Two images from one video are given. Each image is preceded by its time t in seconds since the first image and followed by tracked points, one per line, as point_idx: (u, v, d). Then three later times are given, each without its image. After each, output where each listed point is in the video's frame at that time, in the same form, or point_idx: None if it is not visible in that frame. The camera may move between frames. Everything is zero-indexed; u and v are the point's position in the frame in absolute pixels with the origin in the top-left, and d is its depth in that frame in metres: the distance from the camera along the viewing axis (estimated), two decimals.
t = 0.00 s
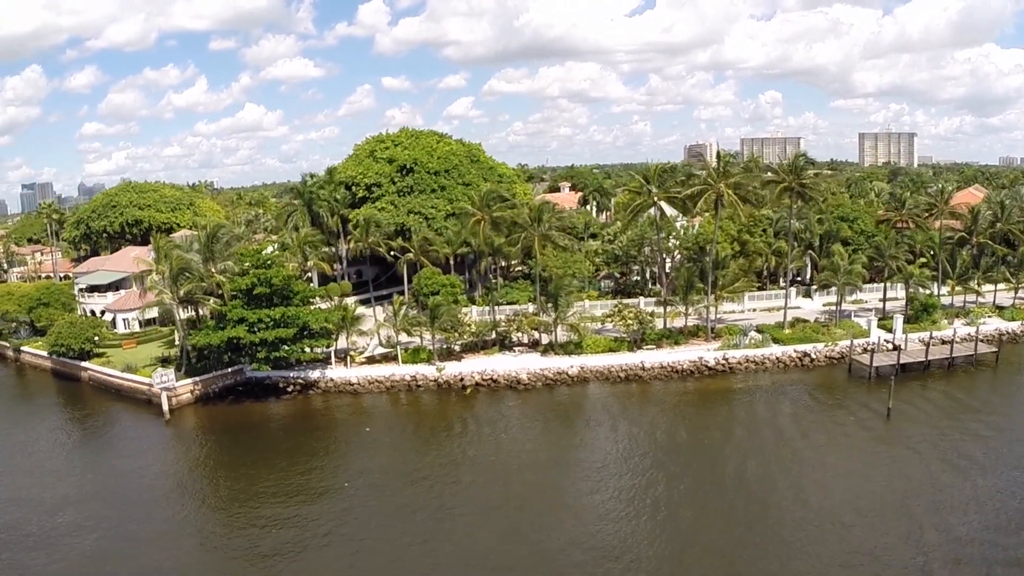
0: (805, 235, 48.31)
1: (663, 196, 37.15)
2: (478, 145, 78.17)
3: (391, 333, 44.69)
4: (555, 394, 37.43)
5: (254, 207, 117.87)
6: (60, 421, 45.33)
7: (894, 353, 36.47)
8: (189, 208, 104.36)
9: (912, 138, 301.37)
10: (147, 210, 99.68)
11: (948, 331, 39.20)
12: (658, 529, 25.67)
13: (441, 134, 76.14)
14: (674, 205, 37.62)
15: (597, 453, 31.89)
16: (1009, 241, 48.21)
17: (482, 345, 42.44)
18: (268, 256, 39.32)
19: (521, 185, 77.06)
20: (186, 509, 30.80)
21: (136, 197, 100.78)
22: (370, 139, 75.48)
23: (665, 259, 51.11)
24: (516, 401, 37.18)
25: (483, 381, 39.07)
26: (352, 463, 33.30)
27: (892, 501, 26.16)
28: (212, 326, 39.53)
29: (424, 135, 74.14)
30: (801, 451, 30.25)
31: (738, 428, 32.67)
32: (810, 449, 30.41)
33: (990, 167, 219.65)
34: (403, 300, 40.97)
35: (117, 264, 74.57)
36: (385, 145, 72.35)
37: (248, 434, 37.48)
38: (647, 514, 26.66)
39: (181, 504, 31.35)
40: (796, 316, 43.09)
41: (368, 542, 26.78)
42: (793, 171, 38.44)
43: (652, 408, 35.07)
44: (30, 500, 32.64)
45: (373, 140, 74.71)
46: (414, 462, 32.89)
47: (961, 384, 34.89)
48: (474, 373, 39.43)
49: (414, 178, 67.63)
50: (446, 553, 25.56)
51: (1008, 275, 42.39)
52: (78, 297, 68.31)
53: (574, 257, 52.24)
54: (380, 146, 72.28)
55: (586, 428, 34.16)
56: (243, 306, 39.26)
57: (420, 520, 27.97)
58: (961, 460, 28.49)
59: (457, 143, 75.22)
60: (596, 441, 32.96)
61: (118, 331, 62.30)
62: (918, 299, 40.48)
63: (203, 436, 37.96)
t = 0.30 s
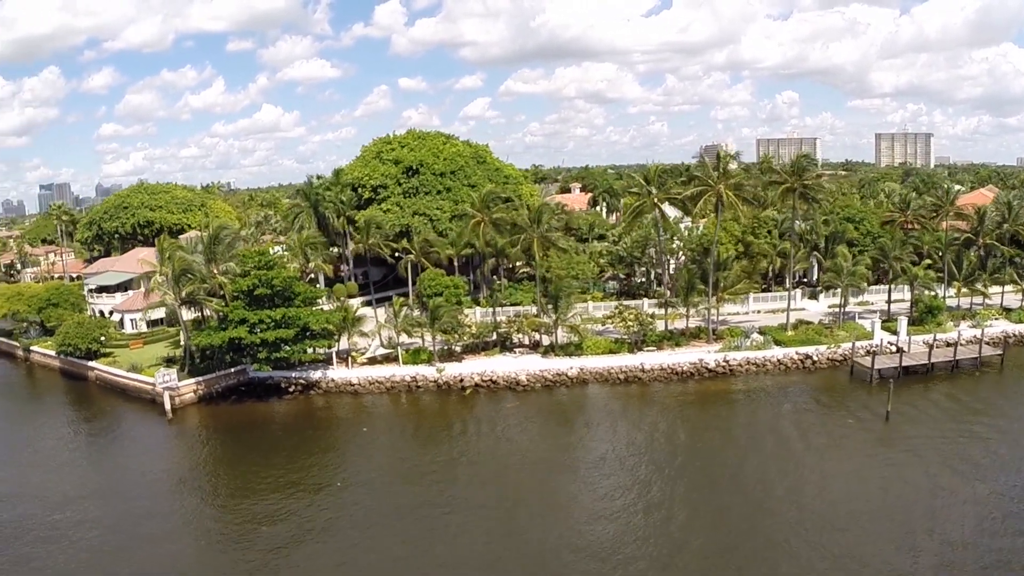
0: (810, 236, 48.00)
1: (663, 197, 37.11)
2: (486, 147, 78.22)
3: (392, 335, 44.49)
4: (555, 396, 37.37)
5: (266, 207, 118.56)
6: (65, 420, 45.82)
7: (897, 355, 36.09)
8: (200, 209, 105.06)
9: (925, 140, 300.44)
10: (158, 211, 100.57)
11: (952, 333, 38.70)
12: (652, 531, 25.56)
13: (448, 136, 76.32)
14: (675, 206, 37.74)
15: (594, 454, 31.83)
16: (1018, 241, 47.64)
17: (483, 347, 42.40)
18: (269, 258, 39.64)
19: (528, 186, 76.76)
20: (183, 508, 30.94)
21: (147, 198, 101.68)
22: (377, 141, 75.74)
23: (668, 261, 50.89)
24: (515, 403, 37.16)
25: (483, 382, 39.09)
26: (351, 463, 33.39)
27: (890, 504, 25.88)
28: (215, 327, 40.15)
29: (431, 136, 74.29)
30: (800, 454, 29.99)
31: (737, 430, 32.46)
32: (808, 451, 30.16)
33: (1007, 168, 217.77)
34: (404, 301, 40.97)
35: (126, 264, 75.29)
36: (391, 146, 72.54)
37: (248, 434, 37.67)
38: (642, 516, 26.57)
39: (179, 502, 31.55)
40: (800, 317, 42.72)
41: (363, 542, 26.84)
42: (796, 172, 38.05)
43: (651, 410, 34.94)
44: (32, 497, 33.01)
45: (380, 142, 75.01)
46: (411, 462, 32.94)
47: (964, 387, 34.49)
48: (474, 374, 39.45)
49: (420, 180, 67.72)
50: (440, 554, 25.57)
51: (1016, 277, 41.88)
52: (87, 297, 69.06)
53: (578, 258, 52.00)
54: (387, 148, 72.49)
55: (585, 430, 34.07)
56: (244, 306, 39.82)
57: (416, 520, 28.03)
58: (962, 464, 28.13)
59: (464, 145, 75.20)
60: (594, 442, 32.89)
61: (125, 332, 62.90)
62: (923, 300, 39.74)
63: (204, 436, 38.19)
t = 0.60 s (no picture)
0: (821, 241, 47.58)
1: (670, 202, 37.00)
2: (500, 149, 78.28)
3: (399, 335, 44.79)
4: (558, 399, 37.36)
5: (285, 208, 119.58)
6: (77, 415, 46.57)
7: (905, 362, 35.65)
8: (220, 208, 106.05)
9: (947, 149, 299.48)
10: (178, 210, 101.82)
11: (963, 340, 38.31)
12: (650, 536, 25.43)
13: (462, 137, 76.57)
14: (681, 210, 37.76)
15: (597, 458, 31.80)
16: None
17: (488, 349, 42.52)
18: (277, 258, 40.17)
19: (541, 188, 76.36)
20: (186, 503, 31.28)
21: (168, 197, 102.97)
22: (393, 143, 76.20)
23: (677, 265, 50.27)
24: (518, 405, 37.18)
25: (487, 384, 39.16)
26: (354, 463, 33.60)
27: (891, 513, 25.52)
28: (223, 326, 40.78)
29: (445, 138, 74.59)
30: (802, 461, 29.70)
31: (739, 436, 32.25)
32: (810, 458, 29.86)
33: None
34: (410, 302, 41.13)
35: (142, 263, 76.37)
36: (406, 148, 72.95)
37: (254, 432, 38.07)
38: (640, 521, 26.46)
39: (183, 497, 31.92)
40: (809, 323, 42.31)
41: (362, 541, 27.00)
42: (805, 176, 37.67)
43: (654, 414, 34.81)
44: (39, 490, 33.53)
45: (395, 143, 75.48)
46: (414, 463, 33.09)
47: (974, 395, 33.98)
48: (478, 376, 39.56)
49: (434, 181, 67.91)
50: (437, 555, 25.62)
51: None
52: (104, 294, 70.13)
53: (587, 261, 51.57)
54: (402, 150, 72.85)
55: (586, 433, 34.01)
56: (252, 306, 40.48)
57: (416, 521, 28.15)
58: (967, 472, 27.71)
59: (479, 147, 75.23)
60: (597, 445, 32.84)
61: (140, 329, 63.85)
62: (934, 307, 39.52)
63: (211, 433, 38.63)
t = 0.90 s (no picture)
0: (813, 244, 47.45)
1: (656, 204, 36.83)
2: (495, 150, 78.40)
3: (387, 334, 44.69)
4: (543, 399, 37.25)
5: (284, 207, 119.50)
6: (65, 411, 46.55)
7: (891, 365, 35.45)
8: (219, 207, 105.90)
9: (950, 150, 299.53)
10: (176, 208, 101.75)
11: (952, 345, 37.94)
12: (627, 538, 25.27)
13: (457, 138, 76.55)
14: (668, 213, 37.62)
15: (581, 458, 31.71)
16: None
17: (475, 349, 42.42)
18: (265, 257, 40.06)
19: (535, 189, 76.45)
20: (165, 500, 31.14)
21: (166, 195, 102.91)
22: (387, 144, 76.22)
23: (668, 267, 50.15)
24: (503, 405, 37.08)
25: (472, 384, 39.07)
26: (336, 461, 33.49)
27: (871, 517, 25.33)
28: (211, 324, 40.71)
29: (440, 139, 74.55)
30: (783, 464, 29.55)
31: (722, 438, 32.10)
32: (792, 462, 29.68)
33: None
34: (398, 302, 41.05)
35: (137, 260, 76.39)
36: (400, 148, 72.91)
37: (238, 430, 37.97)
38: (618, 523, 26.32)
39: (163, 494, 31.82)
40: (798, 325, 42.18)
41: (338, 540, 26.85)
42: (793, 179, 37.54)
43: (638, 416, 34.69)
44: (20, 486, 33.45)
45: (390, 144, 75.45)
46: (396, 462, 32.98)
47: (960, 400, 33.79)
48: (464, 376, 39.47)
49: (428, 181, 67.89)
50: (413, 555, 25.47)
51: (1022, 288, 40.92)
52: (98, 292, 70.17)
53: (579, 262, 51.59)
54: (396, 150, 72.82)
55: (570, 434, 33.88)
56: (240, 305, 40.41)
57: (393, 521, 27.96)
58: (948, 477, 27.53)
59: (474, 149, 75.16)
60: (580, 446, 32.74)
61: (133, 326, 63.86)
62: (923, 311, 39.20)
63: (195, 430, 38.54)
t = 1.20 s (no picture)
0: (813, 249, 47.22)
1: (652, 208, 36.72)
2: (498, 152, 78.45)
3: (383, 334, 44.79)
4: (535, 401, 37.23)
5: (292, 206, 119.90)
6: (64, 405, 46.89)
7: (887, 371, 35.22)
8: (226, 205, 106.35)
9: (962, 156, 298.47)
10: (184, 206, 102.14)
11: (949, 351, 37.50)
12: (616, 541, 25.16)
13: (461, 140, 76.66)
14: (663, 216, 37.54)
15: (572, 460, 31.71)
16: None
17: (470, 349, 42.48)
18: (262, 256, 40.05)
19: (538, 191, 76.29)
20: (155, 494, 31.20)
21: (174, 193, 103.48)
22: (391, 144, 76.40)
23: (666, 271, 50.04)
24: (495, 406, 37.10)
25: (465, 384, 39.10)
26: (327, 459, 33.58)
27: (858, 523, 25.17)
28: (208, 321, 40.82)
29: (443, 140, 74.66)
30: (775, 470, 29.36)
31: (714, 443, 31.97)
32: (783, 467, 29.50)
33: None
34: (394, 301, 41.17)
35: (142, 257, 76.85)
36: (403, 149, 73.04)
37: (233, 426, 38.11)
38: (607, 526, 26.19)
39: (154, 488, 31.98)
40: (795, 330, 41.99)
41: (326, 537, 26.93)
42: (790, 183, 37.33)
43: (629, 419, 34.64)
44: (14, 478, 33.69)
45: (393, 145, 75.62)
46: (387, 460, 33.04)
47: (954, 407, 33.48)
48: (457, 376, 39.51)
49: (430, 182, 68.02)
50: (399, 554, 25.42)
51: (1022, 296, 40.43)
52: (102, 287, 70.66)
53: (577, 265, 51.57)
54: (399, 151, 72.95)
55: (562, 436, 33.82)
56: (238, 302, 40.46)
57: (380, 520, 27.90)
58: (939, 485, 27.30)
59: (477, 150, 75.16)
60: (570, 448, 32.73)
61: (136, 322, 64.36)
62: (921, 317, 38.81)
63: (190, 426, 38.71)
